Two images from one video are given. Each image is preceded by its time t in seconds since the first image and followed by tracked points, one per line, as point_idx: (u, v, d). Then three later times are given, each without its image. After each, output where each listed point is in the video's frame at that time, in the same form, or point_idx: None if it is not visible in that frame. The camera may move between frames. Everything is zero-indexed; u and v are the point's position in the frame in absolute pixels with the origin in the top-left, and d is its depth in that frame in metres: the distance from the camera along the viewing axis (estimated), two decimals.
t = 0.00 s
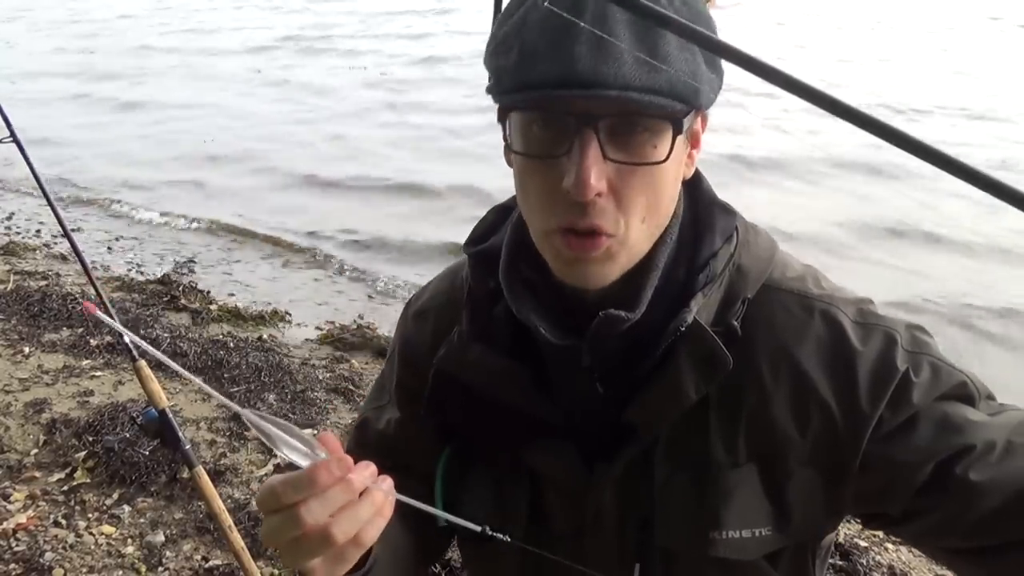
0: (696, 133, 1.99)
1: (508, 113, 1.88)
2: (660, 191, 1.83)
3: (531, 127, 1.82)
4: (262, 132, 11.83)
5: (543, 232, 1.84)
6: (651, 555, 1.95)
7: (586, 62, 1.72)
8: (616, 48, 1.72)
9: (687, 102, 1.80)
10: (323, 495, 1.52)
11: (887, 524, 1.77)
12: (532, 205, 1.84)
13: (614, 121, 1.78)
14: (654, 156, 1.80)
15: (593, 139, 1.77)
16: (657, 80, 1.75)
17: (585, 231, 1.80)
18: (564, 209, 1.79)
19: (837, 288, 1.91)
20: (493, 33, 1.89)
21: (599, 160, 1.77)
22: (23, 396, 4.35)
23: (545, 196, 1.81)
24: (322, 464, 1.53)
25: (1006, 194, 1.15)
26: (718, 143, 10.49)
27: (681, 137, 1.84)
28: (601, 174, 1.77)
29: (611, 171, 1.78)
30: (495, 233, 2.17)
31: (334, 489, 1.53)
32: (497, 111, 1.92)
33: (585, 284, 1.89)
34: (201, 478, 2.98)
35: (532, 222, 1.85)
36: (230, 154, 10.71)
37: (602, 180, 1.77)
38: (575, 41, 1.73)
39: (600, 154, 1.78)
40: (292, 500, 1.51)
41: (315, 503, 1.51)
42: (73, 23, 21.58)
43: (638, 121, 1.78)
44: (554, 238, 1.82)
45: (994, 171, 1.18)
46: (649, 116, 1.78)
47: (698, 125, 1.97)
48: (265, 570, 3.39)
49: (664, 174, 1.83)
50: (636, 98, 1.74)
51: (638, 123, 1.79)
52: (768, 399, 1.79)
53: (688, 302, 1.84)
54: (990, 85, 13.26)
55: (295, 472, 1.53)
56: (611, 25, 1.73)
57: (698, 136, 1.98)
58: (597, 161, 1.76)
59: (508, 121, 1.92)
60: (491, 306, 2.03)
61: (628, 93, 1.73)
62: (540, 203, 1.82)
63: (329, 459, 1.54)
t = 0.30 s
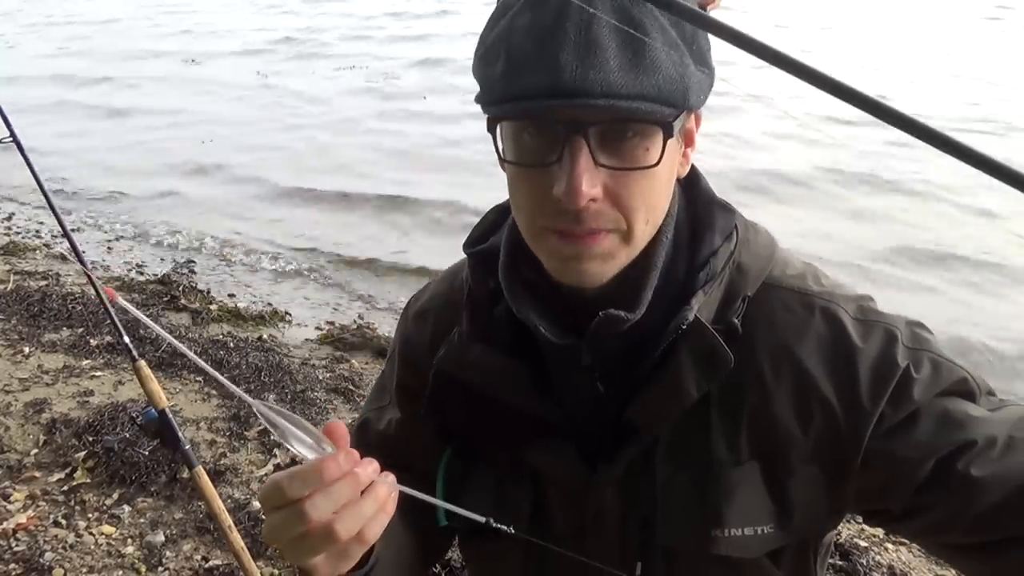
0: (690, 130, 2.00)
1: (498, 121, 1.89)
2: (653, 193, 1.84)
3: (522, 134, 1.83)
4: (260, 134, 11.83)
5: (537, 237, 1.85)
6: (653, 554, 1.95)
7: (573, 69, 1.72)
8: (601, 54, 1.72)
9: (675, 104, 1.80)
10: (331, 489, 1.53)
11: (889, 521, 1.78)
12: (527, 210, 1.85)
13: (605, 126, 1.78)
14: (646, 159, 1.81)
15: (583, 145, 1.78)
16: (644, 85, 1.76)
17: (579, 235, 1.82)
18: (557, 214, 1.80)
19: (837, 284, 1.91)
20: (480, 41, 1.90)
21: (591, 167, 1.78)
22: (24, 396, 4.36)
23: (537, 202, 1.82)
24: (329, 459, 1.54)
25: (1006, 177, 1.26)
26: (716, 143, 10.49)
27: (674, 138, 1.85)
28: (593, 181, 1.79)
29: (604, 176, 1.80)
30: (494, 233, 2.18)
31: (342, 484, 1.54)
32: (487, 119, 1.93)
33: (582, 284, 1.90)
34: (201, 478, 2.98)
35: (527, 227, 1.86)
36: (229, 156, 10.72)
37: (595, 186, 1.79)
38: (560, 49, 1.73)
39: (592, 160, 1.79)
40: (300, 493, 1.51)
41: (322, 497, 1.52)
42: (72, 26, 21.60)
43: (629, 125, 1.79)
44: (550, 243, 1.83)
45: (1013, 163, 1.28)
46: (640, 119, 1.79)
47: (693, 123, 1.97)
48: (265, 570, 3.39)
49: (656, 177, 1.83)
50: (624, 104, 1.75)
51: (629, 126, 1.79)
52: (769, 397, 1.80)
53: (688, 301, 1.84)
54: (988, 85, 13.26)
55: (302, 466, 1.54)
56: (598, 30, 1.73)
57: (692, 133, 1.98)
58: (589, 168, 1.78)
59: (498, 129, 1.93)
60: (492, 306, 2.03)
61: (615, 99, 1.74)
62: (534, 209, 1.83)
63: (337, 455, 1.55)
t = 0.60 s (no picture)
0: (690, 130, 2.00)
1: (497, 123, 1.89)
2: (655, 191, 1.83)
3: (521, 135, 1.83)
4: (260, 134, 11.84)
5: (537, 237, 1.85)
6: (654, 554, 1.95)
7: (569, 70, 1.73)
8: (598, 54, 1.73)
9: (673, 102, 1.80)
10: (331, 491, 1.53)
11: (890, 522, 1.78)
12: (527, 210, 1.85)
13: (603, 125, 1.78)
14: (646, 158, 1.81)
15: (582, 144, 1.77)
16: (641, 84, 1.76)
17: (579, 235, 1.82)
18: (557, 213, 1.80)
19: (839, 285, 1.91)
20: (479, 45, 1.92)
21: (591, 165, 1.78)
22: (23, 396, 4.35)
23: (536, 202, 1.82)
24: (328, 461, 1.54)
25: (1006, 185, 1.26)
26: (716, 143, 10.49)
27: (673, 137, 1.85)
28: (593, 180, 1.78)
29: (603, 175, 1.79)
30: (496, 235, 2.17)
31: (341, 487, 1.54)
32: (486, 119, 1.93)
33: (582, 284, 1.90)
34: (201, 478, 2.98)
35: (527, 226, 1.86)
36: (229, 156, 10.73)
37: (594, 185, 1.78)
38: (557, 50, 1.74)
39: (591, 159, 1.78)
40: (299, 494, 1.51)
41: (322, 499, 1.52)
42: (73, 27, 21.61)
43: (628, 124, 1.79)
44: (550, 243, 1.83)
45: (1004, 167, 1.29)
46: (639, 118, 1.79)
47: (692, 123, 1.97)
48: (265, 570, 3.39)
49: (656, 175, 1.83)
50: (622, 103, 1.75)
51: (628, 126, 1.80)
52: (771, 399, 1.80)
53: (689, 302, 1.84)
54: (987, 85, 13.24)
55: (302, 468, 1.54)
56: (594, 32, 1.74)
57: (692, 133, 1.98)
58: (588, 167, 1.77)
59: (497, 130, 1.93)
60: (493, 307, 2.03)
61: (612, 98, 1.74)
62: (533, 209, 1.83)
63: (336, 458, 1.56)
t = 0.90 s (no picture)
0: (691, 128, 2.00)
1: (498, 118, 1.90)
2: (655, 187, 1.83)
3: (522, 130, 1.84)
4: (260, 135, 11.84)
5: (537, 232, 1.85)
6: (654, 554, 1.95)
7: (568, 63, 1.74)
8: (597, 47, 1.74)
9: (672, 96, 1.80)
10: (326, 487, 1.53)
11: (890, 522, 1.78)
12: (527, 205, 1.85)
13: (603, 119, 1.78)
14: (646, 153, 1.81)
15: (582, 139, 1.78)
16: (640, 77, 1.76)
17: (579, 230, 1.81)
18: (557, 208, 1.80)
19: (839, 286, 1.91)
20: (481, 39, 1.93)
21: (591, 159, 1.77)
22: (23, 396, 4.35)
23: (536, 196, 1.82)
24: (325, 456, 1.54)
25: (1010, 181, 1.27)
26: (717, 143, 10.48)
27: (673, 133, 1.85)
28: (593, 173, 1.78)
29: (604, 168, 1.79)
30: (496, 235, 2.17)
31: (336, 482, 1.54)
32: (486, 115, 1.93)
33: (582, 283, 1.90)
34: (200, 478, 2.98)
35: (527, 223, 1.86)
36: (229, 156, 10.73)
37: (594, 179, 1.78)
38: (557, 43, 1.75)
39: (591, 152, 1.78)
40: (294, 489, 1.52)
41: (317, 494, 1.52)
42: (74, 26, 21.61)
43: (627, 119, 1.80)
44: (549, 238, 1.83)
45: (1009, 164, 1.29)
46: (638, 113, 1.80)
47: (693, 121, 1.97)
48: (265, 570, 3.39)
49: (657, 171, 1.83)
50: (620, 96, 1.75)
51: (627, 121, 1.80)
52: (771, 398, 1.80)
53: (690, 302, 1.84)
54: (987, 86, 13.25)
55: (299, 464, 1.55)
56: (595, 25, 1.75)
57: (692, 131, 1.98)
58: (588, 160, 1.77)
59: (498, 126, 1.94)
60: (493, 307, 2.03)
61: (611, 92, 1.74)
62: (534, 204, 1.83)
63: (332, 453, 1.55)
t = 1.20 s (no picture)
0: (689, 123, 2.00)
1: (496, 118, 1.90)
2: (650, 181, 1.83)
3: (520, 129, 1.84)
4: (260, 135, 11.86)
5: (538, 229, 1.85)
6: (656, 552, 1.95)
7: (560, 60, 1.74)
8: (588, 44, 1.74)
9: (666, 89, 1.80)
10: (328, 437, 1.53)
11: (892, 521, 1.78)
12: (526, 203, 1.86)
13: (598, 116, 1.79)
14: (642, 147, 1.81)
15: (578, 136, 1.78)
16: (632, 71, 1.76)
17: (578, 226, 1.82)
18: (555, 204, 1.80)
19: (841, 284, 1.92)
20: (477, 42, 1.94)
21: (587, 155, 1.78)
22: (24, 396, 4.35)
23: (536, 194, 1.82)
24: (329, 405, 1.53)
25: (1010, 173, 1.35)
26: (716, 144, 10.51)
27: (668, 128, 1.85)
28: (590, 169, 1.78)
29: (601, 165, 1.79)
30: (498, 233, 2.18)
31: (339, 432, 1.54)
32: (485, 117, 1.94)
33: (584, 280, 1.90)
34: (200, 478, 2.98)
35: (527, 221, 1.87)
36: (229, 157, 10.74)
37: (591, 174, 1.78)
38: (549, 42, 1.76)
39: (587, 149, 1.79)
40: (296, 437, 1.52)
41: (319, 443, 1.52)
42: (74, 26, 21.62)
43: (620, 113, 1.80)
44: (548, 234, 1.84)
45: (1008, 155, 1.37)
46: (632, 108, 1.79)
47: (690, 117, 1.97)
48: (265, 570, 3.39)
49: (653, 165, 1.83)
50: (613, 91, 1.75)
51: (621, 115, 1.80)
52: (774, 398, 1.80)
53: (693, 300, 1.84)
54: (984, 89, 13.26)
55: (303, 412, 1.54)
56: (586, 22, 1.75)
57: (689, 127, 1.98)
58: (584, 157, 1.78)
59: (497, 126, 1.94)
60: (496, 305, 2.03)
61: (603, 86, 1.74)
62: (533, 202, 1.84)
63: (337, 403, 1.55)
